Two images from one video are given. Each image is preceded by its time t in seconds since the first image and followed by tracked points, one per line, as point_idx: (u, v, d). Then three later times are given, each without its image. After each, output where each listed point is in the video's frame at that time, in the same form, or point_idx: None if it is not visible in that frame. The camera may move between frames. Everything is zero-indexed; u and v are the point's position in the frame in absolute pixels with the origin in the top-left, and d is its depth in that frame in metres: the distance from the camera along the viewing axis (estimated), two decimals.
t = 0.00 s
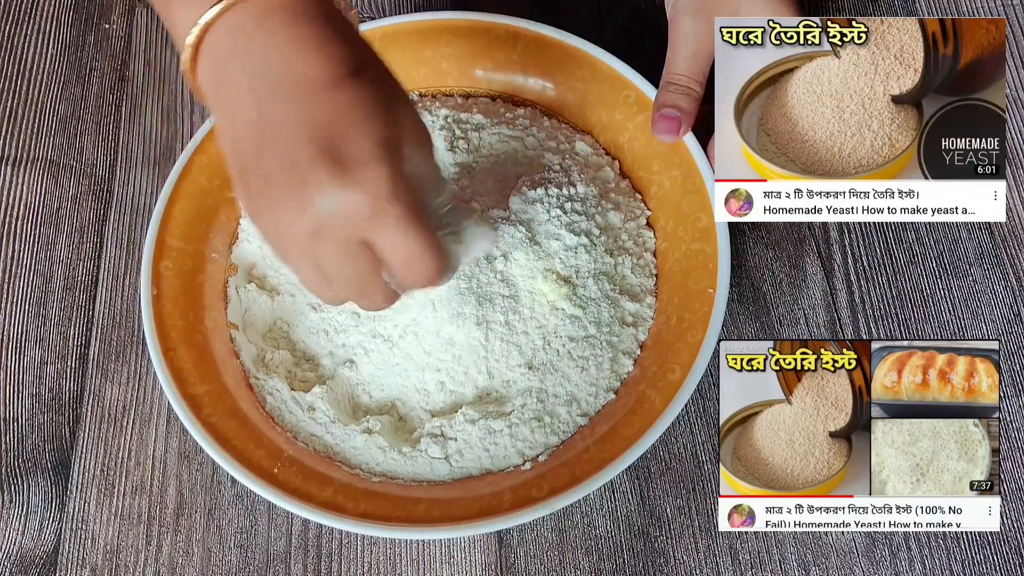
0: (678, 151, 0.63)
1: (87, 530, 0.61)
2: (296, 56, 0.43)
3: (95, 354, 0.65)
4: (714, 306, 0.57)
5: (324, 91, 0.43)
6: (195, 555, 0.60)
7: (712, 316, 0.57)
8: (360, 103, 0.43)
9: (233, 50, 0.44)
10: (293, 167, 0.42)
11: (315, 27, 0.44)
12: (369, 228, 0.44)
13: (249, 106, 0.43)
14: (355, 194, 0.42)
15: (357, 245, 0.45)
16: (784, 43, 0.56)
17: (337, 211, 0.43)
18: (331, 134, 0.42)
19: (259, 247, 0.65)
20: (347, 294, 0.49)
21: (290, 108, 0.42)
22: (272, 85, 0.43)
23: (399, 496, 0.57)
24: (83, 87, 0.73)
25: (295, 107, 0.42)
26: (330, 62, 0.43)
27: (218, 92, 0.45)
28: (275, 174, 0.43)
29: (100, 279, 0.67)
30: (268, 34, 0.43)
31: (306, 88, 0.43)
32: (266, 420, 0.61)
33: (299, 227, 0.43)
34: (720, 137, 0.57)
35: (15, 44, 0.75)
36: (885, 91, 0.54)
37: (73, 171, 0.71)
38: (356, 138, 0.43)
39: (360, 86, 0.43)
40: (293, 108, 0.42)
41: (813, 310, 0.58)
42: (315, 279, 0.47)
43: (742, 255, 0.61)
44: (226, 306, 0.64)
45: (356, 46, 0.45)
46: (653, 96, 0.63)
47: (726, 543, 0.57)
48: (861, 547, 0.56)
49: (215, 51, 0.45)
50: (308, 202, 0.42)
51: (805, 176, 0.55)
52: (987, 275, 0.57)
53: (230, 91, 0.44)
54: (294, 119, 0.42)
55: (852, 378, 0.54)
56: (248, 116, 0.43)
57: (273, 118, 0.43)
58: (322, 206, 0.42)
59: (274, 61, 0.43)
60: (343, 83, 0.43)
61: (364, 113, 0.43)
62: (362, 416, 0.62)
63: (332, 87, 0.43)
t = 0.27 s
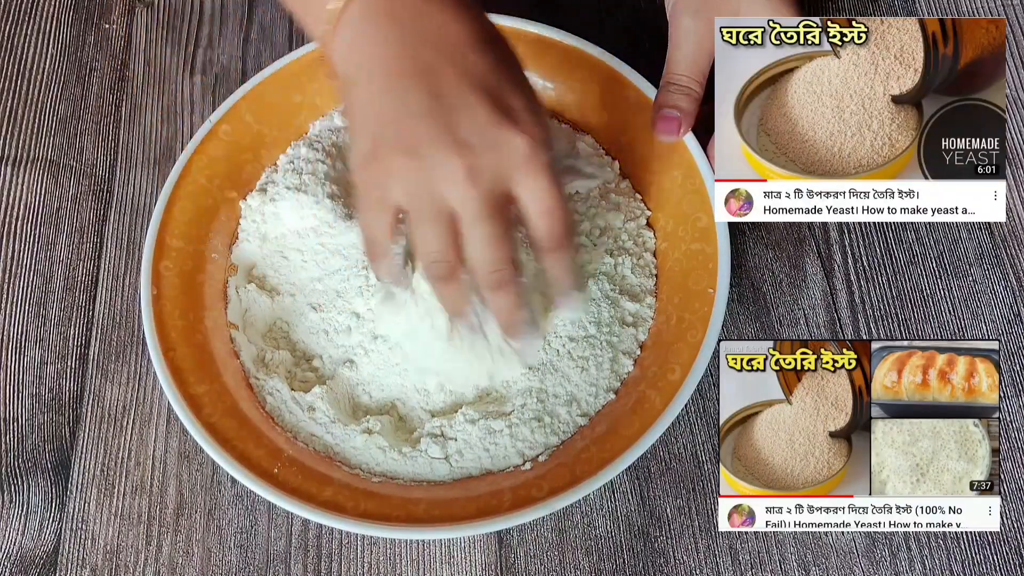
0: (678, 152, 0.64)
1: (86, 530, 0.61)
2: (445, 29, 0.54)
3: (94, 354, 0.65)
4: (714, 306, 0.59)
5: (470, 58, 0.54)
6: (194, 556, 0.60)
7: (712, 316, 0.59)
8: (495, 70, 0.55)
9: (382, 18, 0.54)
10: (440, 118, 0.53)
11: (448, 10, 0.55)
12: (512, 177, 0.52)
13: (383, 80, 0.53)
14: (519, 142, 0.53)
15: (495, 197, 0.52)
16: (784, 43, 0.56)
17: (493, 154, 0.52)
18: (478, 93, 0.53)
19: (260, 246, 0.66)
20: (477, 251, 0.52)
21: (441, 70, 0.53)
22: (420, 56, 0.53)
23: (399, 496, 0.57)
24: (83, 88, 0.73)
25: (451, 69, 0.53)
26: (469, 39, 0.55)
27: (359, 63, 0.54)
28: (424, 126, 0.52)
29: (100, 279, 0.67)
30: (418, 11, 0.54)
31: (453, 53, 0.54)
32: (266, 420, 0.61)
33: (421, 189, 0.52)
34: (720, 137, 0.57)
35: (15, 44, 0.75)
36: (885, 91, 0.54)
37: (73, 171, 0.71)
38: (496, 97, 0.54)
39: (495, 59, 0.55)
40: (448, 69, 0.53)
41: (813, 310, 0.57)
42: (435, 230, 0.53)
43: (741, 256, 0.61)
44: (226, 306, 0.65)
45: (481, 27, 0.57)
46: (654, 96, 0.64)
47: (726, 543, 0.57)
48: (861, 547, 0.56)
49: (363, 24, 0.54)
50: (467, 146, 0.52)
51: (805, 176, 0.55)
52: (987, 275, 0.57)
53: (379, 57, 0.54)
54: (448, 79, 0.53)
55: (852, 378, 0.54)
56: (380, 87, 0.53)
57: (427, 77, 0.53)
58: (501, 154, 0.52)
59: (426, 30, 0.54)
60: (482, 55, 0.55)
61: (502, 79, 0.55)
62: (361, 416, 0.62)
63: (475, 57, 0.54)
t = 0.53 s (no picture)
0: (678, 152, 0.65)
1: (86, 530, 0.61)
2: (499, 50, 0.58)
3: (94, 354, 0.65)
4: (714, 306, 0.60)
5: (522, 76, 0.58)
6: (194, 556, 0.60)
7: (712, 316, 0.60)
8: (542, 92, 0.59)
9: (444, 32, 0.57)
10: (489, 132, 0.56)
11: (504, 30, 0.59)
12: (547, 199, 0.57)
13: (436, 90, 0.57)
14: (558, 165, 0.57)
15: (532, 214, 0.57)
16: (784, 43, 0.56)
17: (533, 173, 0.57)
18: (525, 115, 0.57)
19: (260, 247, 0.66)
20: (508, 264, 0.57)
21: (493, 86, 0.57)
22: (476, 72, 0.57)
23: (399, 496, 0.58)
24: (83, 87, 0.73)
25: (502, 88, 0.57)
26: (521, 57, 0.58)
27: (416, 73, 0.58)
28: (475, 139, 0.56)
29: (99, 279, 0.67)
30: (481, 30, 0.58)
31: (507, 71, 0.57)
32: (266, 420, 0.61)
33: (454, 201, 0.57)
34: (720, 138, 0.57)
35: (15, 44, 0.75)
36: (885, 91, 0.54)
37: (73, 171, 0.71)
38: (540, 117, 0.58)
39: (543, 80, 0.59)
40: (503, 88, 0.57)
41: (813, 310, 0.57)
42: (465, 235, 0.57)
43: (741, 256, 0.61)
44: (226, 306, 0.65)
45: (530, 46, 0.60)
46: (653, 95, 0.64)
47: (725, 543, 0.57)
48: (861, 547, 0.56)
49: (426, 36, 0.57)
50: (514, 164, 0.56)
51: (805, 176, 0.55)
52: (987, 275, 0.57)
53: (437, 68, 0.57)
54: (498, 96, 0.57)
55: (852, 378, 0.54)
56: (434, 96, 0.57)
57: (482, 93, 0.56)
58: (543, 173, 0.57)
59: (486, 47, 0.57)
60: (532, 74, 0.59)
61: (547, 101, 0.59)
62: (362, 416, 0.62)
63: (526, 76, 0.58)
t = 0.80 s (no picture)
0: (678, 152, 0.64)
1: (87, 530, 0.61)
2: (413, 98, 0.52)
3: (94, 354, 0.65)
4: (714, 306, 0.58)
5: (440, 126, 0.52)
6: (195, 555, 0.60)
7: (712, 316, 0.58)
8: (463, 141, 0.53)
9: (355, 82, 0.51)
10: (404, 192, 0.51)
11: (422, 77, 0.53)
12: (467, 250, 0.53)
13: (363, 142, 0.51)
14: (477, 218, 0.52)
15: (450, 265, 0.53)
16: (784, 43, 0.56)
17: (445, 228, 0.52)
18: (442, 170, 0.51)
19: (259, 245, 0.66)
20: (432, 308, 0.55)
21: (407, 141, 0.51)
22: (394, 123, 0.51)
23: (399, 496, 0.58)
24: (83, 87, 0.73)
25: (418, 141, 0.51)
26: (439, 106, 0.52)
27: (333, 118, 0.52)
28: (387, 197, 0.51)
29: (100, 279, 0.67)
30: (395, 77, 0.52)
31: (422, 123, 0.52)
32: (266, 420, 0.61)
33: (372, 248, 0.53)
34: (720, 137, 0.57)
35: (15, 44, 0.75)
36: (885, 91, 0.54)
37: (73, 171, 0.71)
38: (458, 167, 0.52)
39: (465, 130, 0.54)
40: (421, 141, 0.51)
41: (813, 310, 0.57)
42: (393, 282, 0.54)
43: (741, 256, 0.60)
44: (226, 306, 0.65)
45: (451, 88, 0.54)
46: (653, 96, 0.63)
47: (726, 543, 0.57)
48: (861, 547, 0.56)
49: (340, 82, 0.52)
50: (432, 223, 0.51)
51: (805, 176, 0.55)
52: (987, 275, 0.57)
53: (353, 117, 0.52)
54: (412, 151, 0.51)
55: (852, 378, 0.54)
56: (359, 137, 0.51)
57: (394, 147, 0.51)
58: (455, 226, 0.52)
59: (399, 97, 0.52)
60: (450, 122, 0.53)
61: (465, 150, 0.53)
62: (361, 416, 0.62)
63: (443, 126, 0.52)
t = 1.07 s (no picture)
0: (679, 152, 0.63)
1: (87, 530, 0.61)
2: (307, 102, 0.49)
3: (95, 354, 0.65)
4: (714, 306, 0.58)
5: (336, 128, 0.49)
6: (195, 555, 0.60)
7: (712, 316, 0.58)
8: (363, 140, 0.49)
9: (254, 90, 0.51)
10: (293, 200, 0.49)
11: (326, 77, 0.50)
12: (370, 259, 0.49)
13: (274, 141, 0.50)
14: (356, 227, 0.48)
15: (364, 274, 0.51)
16: (784, 43, 0.56)
17: (328, 244, 0.49)
18: (335, 175, 0.48)
19: (259, 245, 0.65)
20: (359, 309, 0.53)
21: (298, 149, 0.49)
22: (294, 134, 0.49)
23: (398, 496, 0.58)
24: (83, 87, 0.73)
25: (303, 147, 0.49)
26: (335, 108, 0.50)
27: (246, 127, 0.51)
28: (286, 206, 0.49)
29: (100, 279, 0.67)
30: (288, 80, 0.50)
31: (314, 127, 0.49)
32: (267, 421, 0.61)
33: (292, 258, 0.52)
34: (720, 137, 0.57)
35: (15, 44, 0.75)
36: (885, 91, 0.55)
37: (73, 171, 0.71)
38: (354, 172, 0.49)
39: (366, 132, 0.50)
40: (301, 146, 0.49)
41: (813, 310, 0.58)
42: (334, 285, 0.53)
43: (741, 256, 0.60)
44: (226, 306, 0.65)
45: (357, 90, 0.51)
46: (654, 96, 0.63)
47: (726, 543, 0.57)
48: (861, 547, 0.56)
49: (242, 91, 0.51)
50: (310, 240, 0.49)
51: (805, 176, 0.55)
52: (987, 275, 0.57)
53: (255, 127, 0.51)
54: (301, 158, 0.49)
55: (852, 378, 0.54)
56: (266, 141, 0.50)
57: (291, 156, 0.49)
58: (324, 238, 0.49)
59: (295, 101, 0.50)
60: (349, 123, 0.50)
61: (366, 151, 0.49)
62: (361, 416, 0.61)
63: (340, 128, 0.49)
